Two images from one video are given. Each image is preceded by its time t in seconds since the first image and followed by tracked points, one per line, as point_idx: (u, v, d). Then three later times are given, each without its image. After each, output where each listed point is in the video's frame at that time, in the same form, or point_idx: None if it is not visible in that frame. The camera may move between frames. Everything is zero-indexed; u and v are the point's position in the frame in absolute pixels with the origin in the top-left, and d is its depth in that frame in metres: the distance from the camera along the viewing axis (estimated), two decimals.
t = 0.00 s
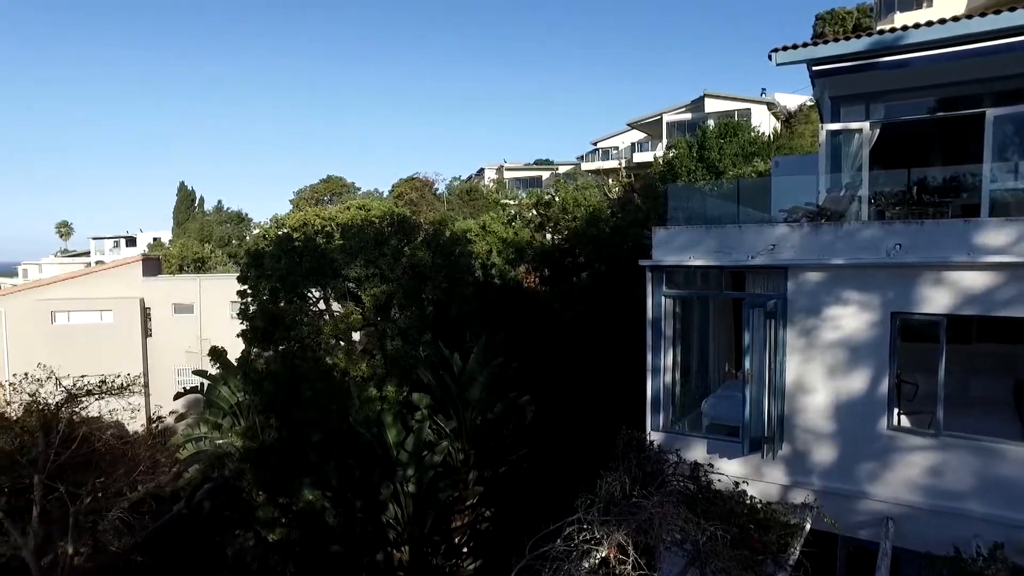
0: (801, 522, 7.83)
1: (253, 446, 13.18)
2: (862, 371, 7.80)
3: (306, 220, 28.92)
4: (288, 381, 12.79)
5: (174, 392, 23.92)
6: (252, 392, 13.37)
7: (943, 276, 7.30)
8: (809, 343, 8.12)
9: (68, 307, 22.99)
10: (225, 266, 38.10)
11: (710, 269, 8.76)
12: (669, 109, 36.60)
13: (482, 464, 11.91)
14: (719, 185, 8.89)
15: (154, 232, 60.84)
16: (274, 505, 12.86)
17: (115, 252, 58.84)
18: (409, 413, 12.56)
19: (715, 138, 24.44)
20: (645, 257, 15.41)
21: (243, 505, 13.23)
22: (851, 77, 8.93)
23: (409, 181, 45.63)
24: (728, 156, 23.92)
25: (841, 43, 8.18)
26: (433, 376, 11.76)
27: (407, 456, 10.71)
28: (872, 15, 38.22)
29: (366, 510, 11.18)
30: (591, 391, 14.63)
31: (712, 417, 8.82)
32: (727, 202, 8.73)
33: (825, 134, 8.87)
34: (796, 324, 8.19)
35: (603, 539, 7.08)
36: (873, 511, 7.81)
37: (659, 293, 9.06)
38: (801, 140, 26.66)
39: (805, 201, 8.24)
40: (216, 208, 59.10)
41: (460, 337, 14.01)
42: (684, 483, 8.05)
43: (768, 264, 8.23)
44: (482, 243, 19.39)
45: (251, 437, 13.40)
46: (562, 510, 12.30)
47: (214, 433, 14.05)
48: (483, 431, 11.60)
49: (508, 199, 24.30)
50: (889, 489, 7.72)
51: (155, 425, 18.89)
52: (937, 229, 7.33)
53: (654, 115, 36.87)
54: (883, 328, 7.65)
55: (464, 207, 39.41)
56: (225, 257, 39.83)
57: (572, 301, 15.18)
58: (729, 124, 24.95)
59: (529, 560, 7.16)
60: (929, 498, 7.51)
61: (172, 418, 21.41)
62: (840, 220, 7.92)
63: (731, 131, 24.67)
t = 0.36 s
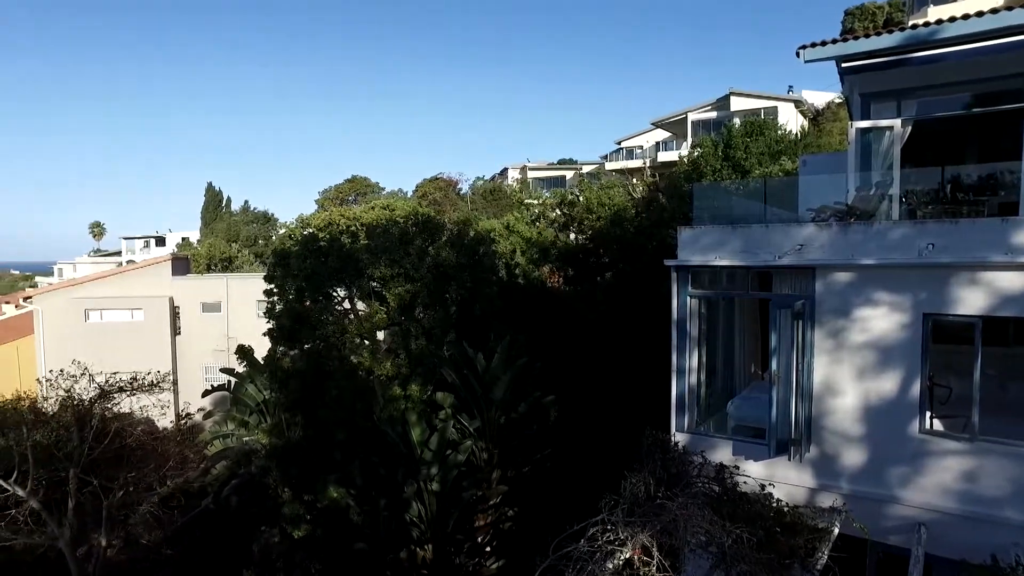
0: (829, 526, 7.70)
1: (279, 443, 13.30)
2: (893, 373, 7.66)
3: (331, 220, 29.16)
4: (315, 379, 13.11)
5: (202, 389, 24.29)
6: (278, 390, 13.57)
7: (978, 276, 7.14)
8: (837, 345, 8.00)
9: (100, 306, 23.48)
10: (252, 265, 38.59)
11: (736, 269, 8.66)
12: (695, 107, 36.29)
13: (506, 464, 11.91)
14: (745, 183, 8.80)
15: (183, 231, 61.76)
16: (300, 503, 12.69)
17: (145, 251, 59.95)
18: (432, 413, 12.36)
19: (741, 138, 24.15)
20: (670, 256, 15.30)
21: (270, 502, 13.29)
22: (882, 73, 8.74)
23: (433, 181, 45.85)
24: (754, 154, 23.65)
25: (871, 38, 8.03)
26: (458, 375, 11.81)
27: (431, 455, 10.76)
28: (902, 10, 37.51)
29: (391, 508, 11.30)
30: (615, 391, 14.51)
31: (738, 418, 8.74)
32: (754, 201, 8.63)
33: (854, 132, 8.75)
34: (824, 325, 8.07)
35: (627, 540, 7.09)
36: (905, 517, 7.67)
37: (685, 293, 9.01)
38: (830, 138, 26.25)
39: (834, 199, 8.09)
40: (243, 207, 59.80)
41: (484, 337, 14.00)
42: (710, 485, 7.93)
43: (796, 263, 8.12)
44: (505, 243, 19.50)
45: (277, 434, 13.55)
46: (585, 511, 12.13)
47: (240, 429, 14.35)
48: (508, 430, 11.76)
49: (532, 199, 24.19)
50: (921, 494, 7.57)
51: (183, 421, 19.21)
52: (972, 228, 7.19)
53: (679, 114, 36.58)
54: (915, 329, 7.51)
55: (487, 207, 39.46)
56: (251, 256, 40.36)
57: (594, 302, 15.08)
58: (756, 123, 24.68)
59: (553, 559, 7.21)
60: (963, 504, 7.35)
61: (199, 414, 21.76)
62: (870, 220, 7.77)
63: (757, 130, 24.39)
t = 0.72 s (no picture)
0: (858, 531, 7.56)
1: (304, 442, 13.51)
2: (925, 376, 7.51)
3: (357, 220, 29.40)
4: (341, 379, 13.03)
5: (229, 387, 24.61)
6: (304, 388, 13.70)
7: (1016, 276, 6.97)
8: (867, 346, 7.86)
9: (131, 304, 24.01)
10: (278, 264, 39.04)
11: (762, 270, 8.56)
12: (721, 105, 35.93)
13: (530, 463, 11.96)
14: (772, 182, 8.69)
15: (212, 232, 62.72)
16: (325, 500, 12.93)
17: (176, 251, 61.02)
18: (457, 412, 12.40)
19: (767, 136, 23.85)
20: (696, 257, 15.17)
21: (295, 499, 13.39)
22: (913, 69, 8.55)
23: (457, 181, 45.96)
24: (782, 152, 23.34)
25: (901, 32, 7.90)
26: (482, 375, 11.85)
27: (455, 454, 10.86)
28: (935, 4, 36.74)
29: (414, 506, 11.24)
30: (637, 391, 14.44)
31: (763, 420, 8.63)
32: (782, 200, 8.52)
33: (885, 130, 8.56)
34: (854, 326, 7.94)
35: (651, 541, 7.10)
36: (938, 523, 7.51)
37: (710, 294, 8.93)
38: (860, 135, 25.81)
39: (864, 198, 7.97)
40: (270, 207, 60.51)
41: (508, 336, 13.97)
42: (735, 488, 7.81)
43: (824, 263, 8.00)
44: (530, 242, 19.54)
45: (303, 432, 13.74)
46: (609, 511, 11.85)
47: (267, 427, 14.52)
48: (531, 430, 11.74)
49: (556, 199, 24.07)
50: (956, 500, 7.41)
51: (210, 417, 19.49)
52: (1009, 228, 7.02)
53: (704, 112, 36.26)
54: (948, 330, 7.34)
55: (512, 207, 39.47)
56: (278, 256, 40.83)
57: (620, 302, 14.79)
58: (783, 121, 24.37)
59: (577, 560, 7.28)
60: (1000, 511, 7.17)
61: (227, 411, 22.08)
62: (902, 219, 7.61)
63: (784, 127, 24.09)
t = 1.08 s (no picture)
0: (892, 538, 7.36)
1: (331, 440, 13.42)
2: (962, 379, 7.34)
3: (384, 219, 29.61)
4: (367, 379, 12.92)
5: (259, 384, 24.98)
6: (332, 386, 13.53)
7: None
8: (901, 348, 7.72)
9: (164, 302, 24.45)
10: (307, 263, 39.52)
11: (791, 270, 8.45)
12: (750, 103, 35.51)
13: (555, 463, 12.06)
14: (802, 181, 8.60)
15: (242, 232, 63.65)
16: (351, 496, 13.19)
17: (208, 251, 62.10)
18: (483, 411, 12.73)
19: (797, 134, 23.53)
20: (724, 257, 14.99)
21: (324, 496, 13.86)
22: (950, 63, 8.34)
23: (484, 181, 46.08)
24: (812, 150, 23.00)
25: (936, 27, 7.77)
26: (507, 374, 11.86)
27: (481, 454, 10.91)
28: None
29: (440, 504, 11.52)
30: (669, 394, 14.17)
31: (793, 422, 8.49)
32: (813, 198, 8.41)
33: (922, 128, 8.04)
34: (887, 327, 7.79)
35: (678, 544, 7.01)
36: (976, 531, 7.32)
37: (739, 294, 8.83)
38: (894, 133, 25.31)
39: (898, 196, 7.83)
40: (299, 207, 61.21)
41: (534, 336, 13.97)
42: (763, 491, 7.73)
43: (856, 263, 7.87)
44: (556, 242, 19.55)
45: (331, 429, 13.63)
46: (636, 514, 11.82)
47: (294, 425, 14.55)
48: (557, 430, 11.73)
49: (583, 199, 23.90)
50: (994, 508, 7.21)
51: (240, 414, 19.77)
52: None
53: (733, 110, 35.87)
54: (986, 333, 7.17)
55: (538, 206, 39.43)
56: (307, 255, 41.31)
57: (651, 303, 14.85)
58: (813, 119, 24.02)
59: (602, 560, 7.24)
60: None
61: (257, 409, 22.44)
62: (938, 218, 7.46)
63: (815, 125, 23.74)
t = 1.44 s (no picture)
0: (927, 545, 7.20)
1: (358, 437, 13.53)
2: (1001, 383, 7.16)
3: (410, 219, 29.77)
4: (394, 377, 12.99)
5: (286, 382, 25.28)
6: (358, 386, 13.58)
7: None
8: (936, 350, 7.54)
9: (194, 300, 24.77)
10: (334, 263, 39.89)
11: (821, 270, 8.32)
12: (778, 101, 35.04)
13: (581, 463, 12.02)
14: (832, 179, 8.45)
15: (270, 232, 64.45)
16: (377, 495, 13.04)
17: (236, 251, 62.95)
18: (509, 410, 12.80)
19: (827, 131, 23.17)
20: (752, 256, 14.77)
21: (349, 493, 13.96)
22: (988, 58, 8.17)
23: (508, 181, 46.09)
24: (843, 148, 22.60)
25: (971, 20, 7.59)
26: (532, 374, 11.82)
27: (506, 454, 10.87)
28: None
29: (464, 503, 11.39)
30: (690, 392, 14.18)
31: (824, 425, 8.37)
32: (844, 196, 8.26)
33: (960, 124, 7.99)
34: (922, 329, 7.62)
35: (705, 547, 6.90)
36: (1016, 540, 7.12)
37: (767, 295, 8.72)
38: (928, 129, 24.78)
39: (934, 195, 7.65)
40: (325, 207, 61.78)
41: (560, 335, 13.93)
42: (792, 495, 7.61)
43: (889, 263, 7.71)
44: (581, 242, 19.51)
45: (356, 428, 13.72)
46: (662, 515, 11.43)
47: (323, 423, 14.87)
48: (582, 431, 11.70)
49: (608, 199, 23.71)
50: None
51: (267, 410, 20.06)
52: None
53: (761, 108, 35.42)
54: None
55: (563, 206, 39.32)
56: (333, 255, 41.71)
57: (674, 304, 14.66)
58: (844, 116, 23.63)
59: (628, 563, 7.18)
60: None
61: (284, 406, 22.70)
62: (976, 217, 7.28)
63: (846, 123, 23.34)
